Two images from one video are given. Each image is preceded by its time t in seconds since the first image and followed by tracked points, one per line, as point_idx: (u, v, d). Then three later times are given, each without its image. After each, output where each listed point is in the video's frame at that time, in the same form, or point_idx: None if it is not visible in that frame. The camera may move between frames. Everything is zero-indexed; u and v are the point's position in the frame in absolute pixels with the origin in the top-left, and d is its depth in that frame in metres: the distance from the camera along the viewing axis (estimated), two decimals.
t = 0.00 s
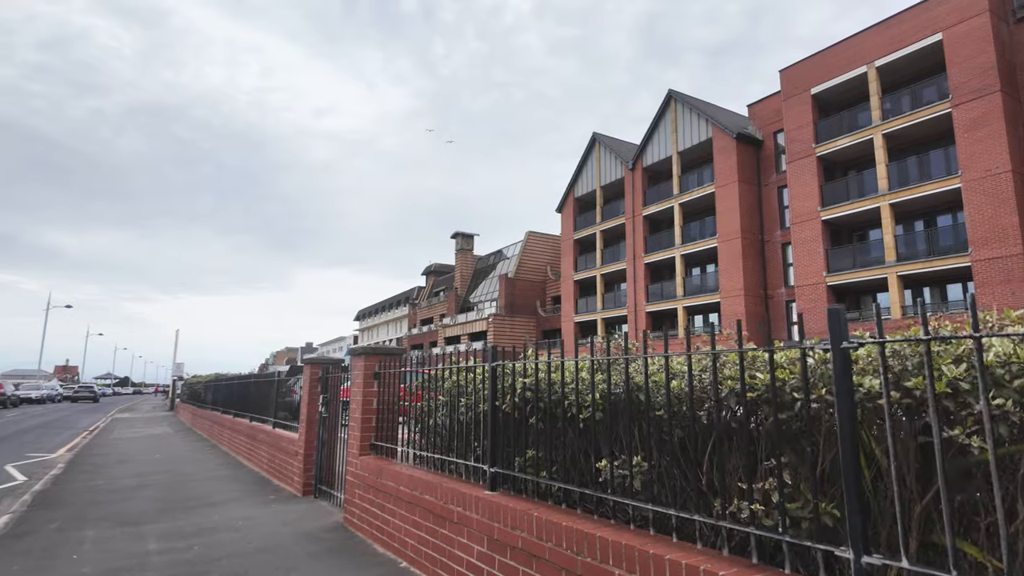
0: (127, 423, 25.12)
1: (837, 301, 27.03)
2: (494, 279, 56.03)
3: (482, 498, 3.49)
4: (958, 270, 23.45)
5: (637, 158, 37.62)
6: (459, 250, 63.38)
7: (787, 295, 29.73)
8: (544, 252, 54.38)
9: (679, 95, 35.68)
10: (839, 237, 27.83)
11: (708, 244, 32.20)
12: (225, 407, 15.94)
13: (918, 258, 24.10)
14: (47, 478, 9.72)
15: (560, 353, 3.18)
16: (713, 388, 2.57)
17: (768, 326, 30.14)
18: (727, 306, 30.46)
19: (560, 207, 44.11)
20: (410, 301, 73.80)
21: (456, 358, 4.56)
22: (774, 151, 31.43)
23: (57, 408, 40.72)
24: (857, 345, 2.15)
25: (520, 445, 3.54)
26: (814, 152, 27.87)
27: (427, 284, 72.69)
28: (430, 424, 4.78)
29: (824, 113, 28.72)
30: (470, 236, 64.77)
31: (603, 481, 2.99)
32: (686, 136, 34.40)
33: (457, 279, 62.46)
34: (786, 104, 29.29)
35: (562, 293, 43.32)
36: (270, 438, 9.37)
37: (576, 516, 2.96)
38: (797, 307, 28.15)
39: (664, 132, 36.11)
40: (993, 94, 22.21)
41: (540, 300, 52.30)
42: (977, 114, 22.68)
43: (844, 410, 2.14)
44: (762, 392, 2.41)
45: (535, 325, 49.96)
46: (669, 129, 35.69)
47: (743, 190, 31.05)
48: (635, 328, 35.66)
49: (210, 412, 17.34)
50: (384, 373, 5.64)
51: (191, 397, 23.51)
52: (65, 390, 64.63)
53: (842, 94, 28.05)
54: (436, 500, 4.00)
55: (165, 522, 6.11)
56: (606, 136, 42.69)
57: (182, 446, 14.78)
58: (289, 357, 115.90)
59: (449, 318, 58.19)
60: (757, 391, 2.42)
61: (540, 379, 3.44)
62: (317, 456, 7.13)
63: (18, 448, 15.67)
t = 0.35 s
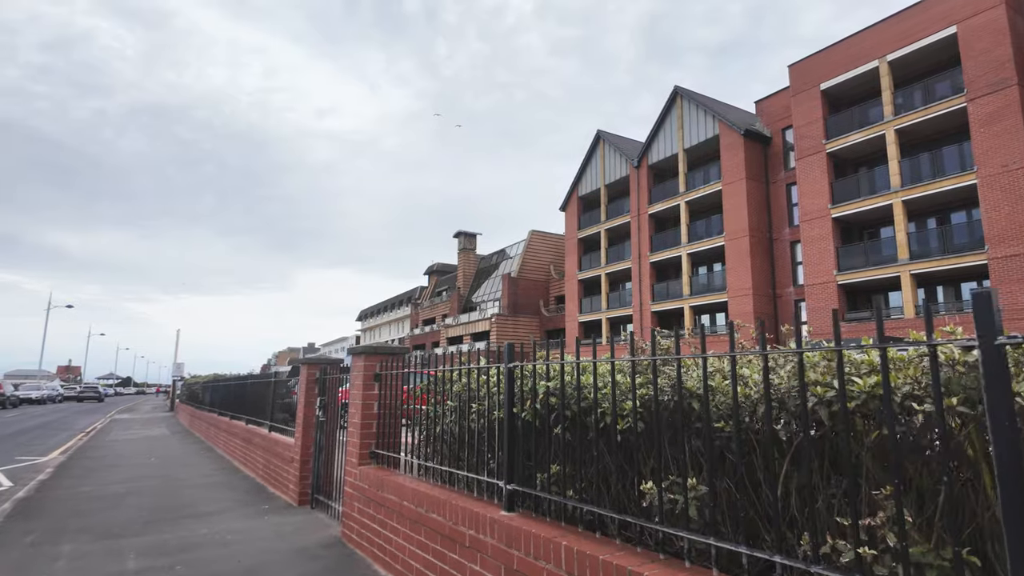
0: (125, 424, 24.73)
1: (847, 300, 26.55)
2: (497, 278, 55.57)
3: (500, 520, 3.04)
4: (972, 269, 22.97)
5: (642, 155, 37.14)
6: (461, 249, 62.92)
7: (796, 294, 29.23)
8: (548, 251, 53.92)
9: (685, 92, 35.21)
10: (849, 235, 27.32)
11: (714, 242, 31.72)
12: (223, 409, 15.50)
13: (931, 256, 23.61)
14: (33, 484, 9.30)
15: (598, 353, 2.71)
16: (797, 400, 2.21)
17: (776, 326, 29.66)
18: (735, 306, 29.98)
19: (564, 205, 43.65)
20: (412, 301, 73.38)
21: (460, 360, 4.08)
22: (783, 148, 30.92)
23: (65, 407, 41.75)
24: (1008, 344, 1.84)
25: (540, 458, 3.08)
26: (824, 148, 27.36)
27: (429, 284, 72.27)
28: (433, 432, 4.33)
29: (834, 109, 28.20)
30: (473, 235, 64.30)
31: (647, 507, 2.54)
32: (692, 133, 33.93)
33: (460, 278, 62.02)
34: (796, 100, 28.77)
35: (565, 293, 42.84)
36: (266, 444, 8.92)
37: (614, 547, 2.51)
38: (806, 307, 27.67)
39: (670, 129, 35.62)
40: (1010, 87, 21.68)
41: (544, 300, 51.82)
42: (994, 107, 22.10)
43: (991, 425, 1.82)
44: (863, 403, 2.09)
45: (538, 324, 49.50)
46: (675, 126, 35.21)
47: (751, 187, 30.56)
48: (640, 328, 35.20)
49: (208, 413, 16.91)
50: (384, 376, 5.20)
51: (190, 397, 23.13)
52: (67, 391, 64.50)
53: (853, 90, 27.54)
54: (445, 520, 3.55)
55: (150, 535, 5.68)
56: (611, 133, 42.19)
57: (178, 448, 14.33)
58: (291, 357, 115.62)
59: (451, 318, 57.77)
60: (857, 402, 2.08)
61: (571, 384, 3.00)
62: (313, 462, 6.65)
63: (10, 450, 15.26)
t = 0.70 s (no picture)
0: (119, 425, 24.25)
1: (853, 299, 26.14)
2: (496, 278, 55.13)
3: (520, 545, 2.58)
4: (982, 267, 22.55)
5: (644, 153, 36.72)
6: (460, 248, 62.46)
7: (801, 294, 28.80)
8: (548, 250, 53.48)
9: (687, 88, 34.83)
10: (855, 233, 26.90)
11: (717, 240, 31.30)
12: (214, 410, 15.02)
13: (939, 254, 23.20)
14: (11, 490, 8.82)
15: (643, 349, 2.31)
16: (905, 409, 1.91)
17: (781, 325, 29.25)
18: (738, 305, 29.56)
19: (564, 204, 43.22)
20: (411, 301, 72.92)
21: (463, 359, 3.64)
22: (787, 145, 30.51)
23: (58, 407, 42.03)
24: None
25: (563, 470, 2.69)
26: (829, 144, 26.94)
27: (428, 284, 71.85)
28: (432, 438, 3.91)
29: (840, 105, 27.82)
30: (472, 235, 63.87)
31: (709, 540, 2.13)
32: (695, 130, 33.53)
33: (459, 278, 61.57)
34: (800, 96, 28.38)
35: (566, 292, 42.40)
36: (256, 447, 8.47)
37: None
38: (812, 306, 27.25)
39: (672, 126, 35.21)
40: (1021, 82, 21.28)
41: (543, 299, 51.39)
42: (1006, 101, 21.66)
43: None
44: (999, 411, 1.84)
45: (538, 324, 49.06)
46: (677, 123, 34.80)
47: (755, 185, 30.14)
48: (641, 328, 34.78)
49: (201, 414, 16.44)
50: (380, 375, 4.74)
51: (184, 398, 22.64)
52: (60, 391, 63.74)
53: (859, 85, 27.15)
54: (450, 542, 3.10)
55: (127, 549, 5.22)
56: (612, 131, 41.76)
57: (167, 451, 13.82)
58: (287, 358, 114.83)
59: (450, 317, 57.33)
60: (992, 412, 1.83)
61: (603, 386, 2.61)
62: (305, 469, 6.16)
63: None
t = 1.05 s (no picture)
0: (112, 429, 23.73)
1: (861, 302, 25.74)
2: (496, 280, 54.70)
3: None
4: (992, 270, 22.16)
5: (646, 153, 36.32)
6: (459, 250, 62.01)
7: (806, 296, 28.40)
8: (548, 251, 53.06)
9: (691, 88, 34.45)
10: (862, 235, 26.51)
11: (721, 242, 30.90)
12: (208, 416, 14.51)
13: (948, 256, 22.80)
14: None
15: (721, 372, 1.87)
16: None
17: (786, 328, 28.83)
18: (744, 308, 29.13)
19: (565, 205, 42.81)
20: (409, 303, 72.48)
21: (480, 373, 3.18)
22: (792, 145, 30.13)
23: (53, 412, 41.64)
24: None
25: (611, 514, 2.22)
26: (835, 145, 26.53)
27: (426, 285, 71.48)
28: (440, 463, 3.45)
29: (846, 105, 27.44)
30: (471, 236, 63.43)
31: None
32: (697, 130, 33.15)
33: (458, 279, 61.15)
34: (806, 95, 27.99)
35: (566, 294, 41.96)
36: (250, 459, 7.98)
37: None
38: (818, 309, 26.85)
39: (674, 126, 34.83)
40: None
41: (543, 301, 50.92)
42: (1017, 101, 21.28)
43: None
44: None
45: (537, 326, 48.64)
46: (679, 124, 34.42)
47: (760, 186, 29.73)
48: (644, 331, 34.35)
49: (194, 419, 15.97)
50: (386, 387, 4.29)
51: (178, 402, 22.16)
52: (54, 392, 62.97)
53: (865, 85, 26.78)
54: None
55: None
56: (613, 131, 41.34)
57: (158, 459, 13.27)
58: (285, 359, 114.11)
59: (449, 319, 56.88)
60: None
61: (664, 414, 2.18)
62: (302, 487, 5.66)
63: None
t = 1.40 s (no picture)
0: (111, 434, 23.31)
1: (872, 305, 25.34)
2: (499, 283, 54.33)
3: None
4: (1007, 272, 21.77)
5: (652, 155, 36.00)
6: (462, 253, 61.65)
7: (816, 299, 28.01)
8: (552, 255, 52.70)
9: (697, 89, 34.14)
10: (873, 237, 26.13)
11: (729, 245, 30.52)
12: (208, 421, 14.09)
13: (963, 258, 22.40)
14: None
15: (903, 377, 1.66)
16: None
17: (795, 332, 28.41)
18: (752, 312, 28.70)
19: (569, 207, 42.47)
20: (411, 306, 72.09)
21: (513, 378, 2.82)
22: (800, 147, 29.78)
23: (52, 415, 41.21)
24: None
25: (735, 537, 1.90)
26: (846, 146, 26.16)
27: (428, 289, 71.09)
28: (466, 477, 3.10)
29: (857, 105, 27.08)
30: (474, 239, 63.07)
31: None
32: (704, 131, 32.85)
33: (460, 283, 60.76)
34: (816, 96, 27.65)
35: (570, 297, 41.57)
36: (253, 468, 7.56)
37: None
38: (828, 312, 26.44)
39: (681, 128, 34.53)
40: None
41: (547, 305, 50.50)
42: None
43: None
44: None
45: (540, 330, 48.20)
46: (686, 125, 34.10)
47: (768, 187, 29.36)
48: (650, 335, 33.95)
49: (194, 424, 15.59)
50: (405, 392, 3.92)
51: (178, 406, 21.75)
52: (54, 395, 62.60)
53: (876, 86, 26.47)
54: None
55: None
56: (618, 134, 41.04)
57: (157, 466, 12.82)
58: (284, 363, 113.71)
59: (451, 323, 56.46)
60: None
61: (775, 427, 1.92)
62: (311, 498, 5.25)
63: None
